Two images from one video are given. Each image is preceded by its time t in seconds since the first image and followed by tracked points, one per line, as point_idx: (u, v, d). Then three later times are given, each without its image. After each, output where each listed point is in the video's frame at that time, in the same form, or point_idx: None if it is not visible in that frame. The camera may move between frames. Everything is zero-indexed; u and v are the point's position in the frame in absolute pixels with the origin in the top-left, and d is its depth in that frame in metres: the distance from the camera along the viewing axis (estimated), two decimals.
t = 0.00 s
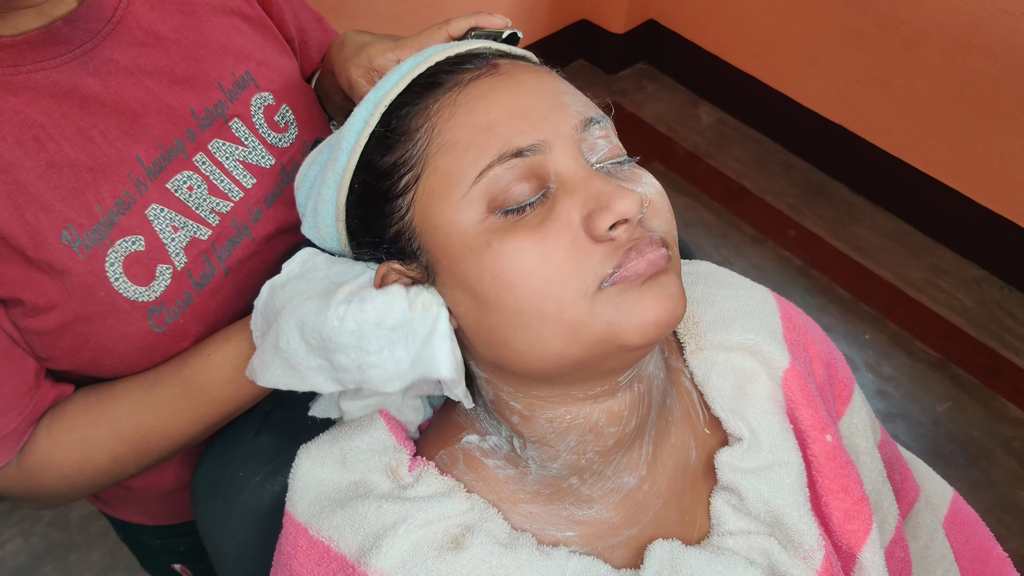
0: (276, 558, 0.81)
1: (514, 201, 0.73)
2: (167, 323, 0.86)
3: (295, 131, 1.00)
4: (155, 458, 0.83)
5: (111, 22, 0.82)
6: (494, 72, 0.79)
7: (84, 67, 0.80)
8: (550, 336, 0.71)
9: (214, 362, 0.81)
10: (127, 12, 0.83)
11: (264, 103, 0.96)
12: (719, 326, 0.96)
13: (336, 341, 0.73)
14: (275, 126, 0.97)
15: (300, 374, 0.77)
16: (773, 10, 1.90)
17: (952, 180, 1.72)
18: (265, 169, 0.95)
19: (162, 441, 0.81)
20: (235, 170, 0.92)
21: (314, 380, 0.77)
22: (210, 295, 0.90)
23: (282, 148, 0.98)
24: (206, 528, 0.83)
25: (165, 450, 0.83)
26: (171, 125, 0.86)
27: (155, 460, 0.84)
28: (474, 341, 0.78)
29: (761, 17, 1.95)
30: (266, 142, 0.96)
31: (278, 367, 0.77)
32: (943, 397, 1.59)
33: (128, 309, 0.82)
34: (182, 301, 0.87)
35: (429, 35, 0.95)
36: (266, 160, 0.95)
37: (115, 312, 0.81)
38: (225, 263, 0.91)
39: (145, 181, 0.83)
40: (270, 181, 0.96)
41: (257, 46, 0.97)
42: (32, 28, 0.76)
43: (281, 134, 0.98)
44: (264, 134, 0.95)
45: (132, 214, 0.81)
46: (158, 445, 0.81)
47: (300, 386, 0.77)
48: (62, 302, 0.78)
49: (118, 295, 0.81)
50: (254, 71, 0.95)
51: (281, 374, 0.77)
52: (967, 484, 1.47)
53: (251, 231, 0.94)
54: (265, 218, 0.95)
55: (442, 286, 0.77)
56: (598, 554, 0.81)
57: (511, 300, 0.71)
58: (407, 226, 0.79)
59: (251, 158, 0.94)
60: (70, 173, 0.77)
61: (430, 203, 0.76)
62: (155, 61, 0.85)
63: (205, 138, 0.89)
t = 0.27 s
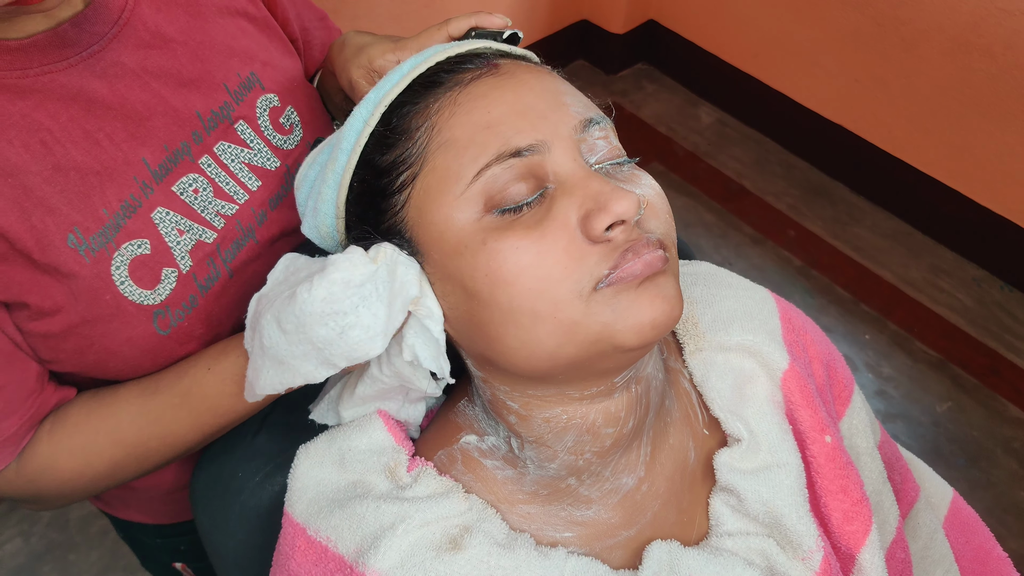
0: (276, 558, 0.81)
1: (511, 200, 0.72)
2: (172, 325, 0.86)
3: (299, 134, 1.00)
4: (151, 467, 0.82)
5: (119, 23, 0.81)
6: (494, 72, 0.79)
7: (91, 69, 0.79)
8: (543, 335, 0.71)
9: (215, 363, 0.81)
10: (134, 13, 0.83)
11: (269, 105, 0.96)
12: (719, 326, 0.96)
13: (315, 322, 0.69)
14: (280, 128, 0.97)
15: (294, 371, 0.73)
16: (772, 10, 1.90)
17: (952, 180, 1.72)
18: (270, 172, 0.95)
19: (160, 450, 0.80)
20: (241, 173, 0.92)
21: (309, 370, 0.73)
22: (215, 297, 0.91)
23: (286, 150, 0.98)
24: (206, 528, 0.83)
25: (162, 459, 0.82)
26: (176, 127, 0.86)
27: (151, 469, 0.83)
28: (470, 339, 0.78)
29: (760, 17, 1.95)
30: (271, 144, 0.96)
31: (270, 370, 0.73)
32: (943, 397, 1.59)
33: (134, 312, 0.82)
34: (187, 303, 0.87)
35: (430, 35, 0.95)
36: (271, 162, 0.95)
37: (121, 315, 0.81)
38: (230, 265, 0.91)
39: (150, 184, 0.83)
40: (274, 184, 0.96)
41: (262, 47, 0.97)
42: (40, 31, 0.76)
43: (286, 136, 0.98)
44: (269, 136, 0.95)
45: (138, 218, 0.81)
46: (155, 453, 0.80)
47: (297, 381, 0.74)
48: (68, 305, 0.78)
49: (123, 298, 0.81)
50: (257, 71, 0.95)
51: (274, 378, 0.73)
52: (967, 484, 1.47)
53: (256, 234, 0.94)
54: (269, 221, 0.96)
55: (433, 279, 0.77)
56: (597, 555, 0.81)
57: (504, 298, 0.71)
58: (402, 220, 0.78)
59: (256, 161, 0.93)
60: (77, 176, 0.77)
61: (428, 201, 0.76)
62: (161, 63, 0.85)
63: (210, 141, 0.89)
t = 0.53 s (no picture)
0: (275, 558, 0.81)
1: (504, 205, 0.72)
2: (168, 328, 0.86)
3: (302, 137, 1.00)
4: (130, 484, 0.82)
5: (122, 25, 0.81)
6: (489, 75, 0.79)
7: (92, 71, 0.80)
8: (538, 339, 0.71)
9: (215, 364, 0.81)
10: (135, 15, 0.83)
11: (272, 108, 0.96)
12: (718, 327, 0.95)
13: (304, 298, 0.69)
14: (282, 132, 0.97)
15: (288, 362, 0.70)
16: (772, 10, 1.90)
17: (952, 180, 1.72)
18: (271, 175, 0.95)
19: (141, 470, 0.80)
20: (241, 175, 0.92)
21: (302, 356, 0.70)
22: (211, 301, 0.90)
23: (288, 154, 0.98)
24: (204, 529, 0.83)
25: (141, 479, 0.82)
26: (177, 129, 0.86)
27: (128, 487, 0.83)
28: (465, 342, 0.78)
29: (761, 17, 1.95)
30: (273, 148, 0.96)
31: (265, 365, 0.71)
32: (943, 397, 1.59)
33: (129, 315, 0.82)
34: (184, 306, 0.87)
35: (432, 35, 0.95)
36: (272, 166, 0.96)
37: (116, 317, 0.81)
38: (227, 268, 0.91)
39: (149, 187, 0.83)
40: (275, 188, 0.96)
41: (266, 49, 0.97)
42: (41, 32, 0.75)
43: (288, 139, 0.98)
44: (271, 139, 0.96)
45: (135, 220, 0.81)
46: (135, 471, 0.80)
47: (291, 373, 0.71)
48: (64, 306, 0.78)
49: (119, 300, 0.81)
50: (258, 72, 0.95)
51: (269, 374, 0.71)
52: (967, 484, 1.47)
53: (255, 237, 0.94)
54: (269, 224, 0.96)
55: (429, 284, 0.77)
56: (597, 556, 0.81)
57: (498, 304, 0.71)
58: (400, 231, 0.78)
59: (257, 164, 0.94)
60: (75, 178, 0.77)
61: (422, 206, 0.75)
62: (163, 65, 0.85)
63: (211, 143, 0.89)
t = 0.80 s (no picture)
0: (275, 559, 0.81)
1: (508, 202, 0.72)
2: (167, 327, 0.86)
3: (301, 134, 1.00)
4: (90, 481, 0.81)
5: (121, 22, 0.82)
6: (492, 73, 0.79)
7: (91, 68, 0.80)
8: (544, 337, 0.71)
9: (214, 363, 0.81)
10: (136, 12, 0.83)
11: (271, 106, 0.96)
12: (719, 326, 0.95)
13: (280, 285, 0.78)
14: (282, 129, 0.97)
15: (256, 350, 0.77)
16: (772, 10, 1.90)
17: (952, 180, 1.72)
18: (271, 173, 0.95)
19: (105, 465, 0.80)
20: (241, 173, 0.92)
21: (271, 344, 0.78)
22: (209, 300, 0.90)
23: (288, 152, 0.98)
24: (206, 528, 0.83)
25: (103, 475, 0.82)
26: (176, 127, 0.86)
27: (87, 484, 0.82)
28: (468, 340, 0.78)
29: (760, 17, 1.95)
30: (272, 146, 0.96)
31: (232, 352, 0.78)
32: (943, 397, 1.59)
33: (128, 313, 0.82)
34: (182, 305, 0.87)
35: (434, 34, 0.95)
36: (272, 164, 0.95)
37: (115, 316, 0.81)
38: (226, 267, 0.91)
39: (149, 185, 0.83)
40: (274, 186, 0.96)
41: (266, 47, 0.97)
42: (41, 29, 0.75)
43: (288, 137, 0.98)
44: (270, 138, 0.95)
45: (135, 218, 0.81)
46: (113, 463, 0.81)
47: (258, 360, 0.78)
48: (63, 305, 0.78)
49: (118, 298, 0.81)
50: (259, 71, 0.95)
51: (237, 359, 0.78)
52: (967, 484, 1.47)
53: (254, 236, 0.94)
54: (268, 223, 0.96)
55: (434, 283, 0.77)
56: (597, 555, 0.81)
57: (503, 301, 0.71)
58: (403, 229, 0.78)
59: (257, 162, 0.93)
60: (75, 176, 0.77)
61: (425, 203, 0.75)
62: (162, 63, 0.85)
63: (210, 141, 0.89)
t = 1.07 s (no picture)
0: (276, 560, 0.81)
1: (508, 203, 0.72)
2: (167, 327, 0.86)
3: (301, 135, 1.00)
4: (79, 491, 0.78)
5: (120, 23, 0.82)
6: (492, 73, 0.79)
7: (90, 70, 0.80)
8: (544, 338, 0.71)
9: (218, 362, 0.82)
10: (135, 13, 0.83)
11: (271, 107, 0.96)
12: (719, 327, 0.95)
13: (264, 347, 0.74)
14: (282, 131, 0.97)
15: (186, 432, 0.69)
16: (772, 10, 1.90)
17: (952, 181, 1.72)
18: (271, 174, 0.95)
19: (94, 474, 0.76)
20: (240, 173, 0.92)
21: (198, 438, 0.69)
22: (210, 300, 0.90)
23: (287, 153, 0.97)
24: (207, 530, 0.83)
25: (98, 482, 0.78)
26: (175, 128, 0.86)
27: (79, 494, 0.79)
28: (469, 341, 0.78)
29: (761, 17, 1.95)
30: (272, 146, 0.95)
31: (165, 414, 0.70)
32: (943, 397, 1.59)
33: (128, 312, 0.82)
34: (182, 305, 0.87)
35: (435, 35, 0.95)
36: (271, 164, 0.95)
37: (115, 315, 0.81)
38: (227, 267, 0.90)
39: (148, 185, 0.83)
40: (274, 186, 0.95)
41: (265, 47, 0.97)
42: (41, 30, 0.75)
43: (288, 138, 0.98)
44: (270, 138, 0.95)
45: (134, 218, 0.81)
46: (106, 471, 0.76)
47: (183, 445, 0.70)
48: (62, 305, 0.78)
49: (118, 298, 0.81)
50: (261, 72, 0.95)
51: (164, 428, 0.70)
52: (967, 484, 1.47)
53: (255, 236, 0.93)
54: (269, 223, 0.95)
55: (436, 284, 0.77)
56: (597, 555, 0.81)
57: (504, 302, 0.71)
58: (404, 229, 0.78)
59: (257, 162, 0.93)
60: (72, 177, 0.77)
61: (426, 203, 0.75)
62: (161, 64, 0.85)
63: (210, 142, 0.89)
